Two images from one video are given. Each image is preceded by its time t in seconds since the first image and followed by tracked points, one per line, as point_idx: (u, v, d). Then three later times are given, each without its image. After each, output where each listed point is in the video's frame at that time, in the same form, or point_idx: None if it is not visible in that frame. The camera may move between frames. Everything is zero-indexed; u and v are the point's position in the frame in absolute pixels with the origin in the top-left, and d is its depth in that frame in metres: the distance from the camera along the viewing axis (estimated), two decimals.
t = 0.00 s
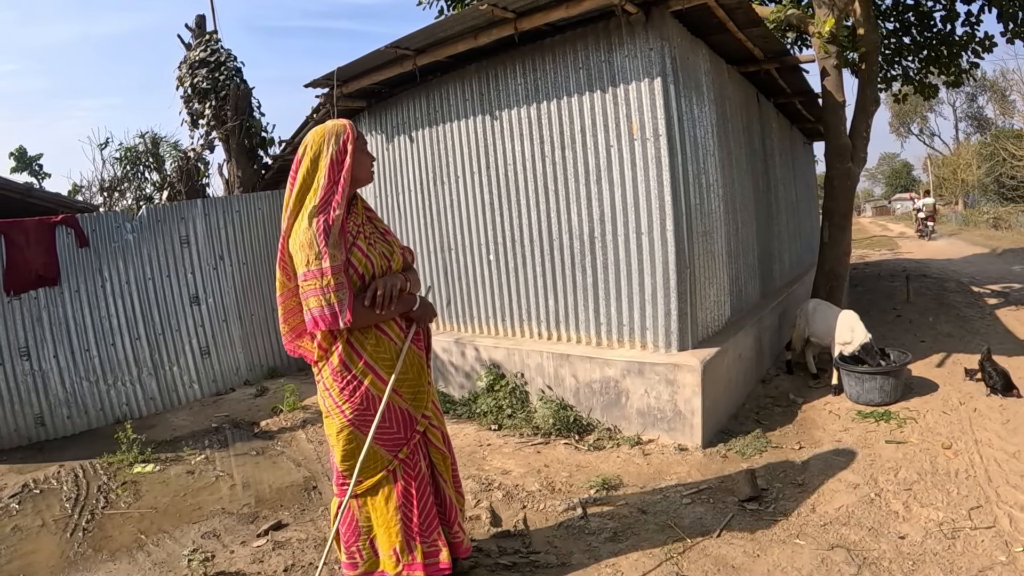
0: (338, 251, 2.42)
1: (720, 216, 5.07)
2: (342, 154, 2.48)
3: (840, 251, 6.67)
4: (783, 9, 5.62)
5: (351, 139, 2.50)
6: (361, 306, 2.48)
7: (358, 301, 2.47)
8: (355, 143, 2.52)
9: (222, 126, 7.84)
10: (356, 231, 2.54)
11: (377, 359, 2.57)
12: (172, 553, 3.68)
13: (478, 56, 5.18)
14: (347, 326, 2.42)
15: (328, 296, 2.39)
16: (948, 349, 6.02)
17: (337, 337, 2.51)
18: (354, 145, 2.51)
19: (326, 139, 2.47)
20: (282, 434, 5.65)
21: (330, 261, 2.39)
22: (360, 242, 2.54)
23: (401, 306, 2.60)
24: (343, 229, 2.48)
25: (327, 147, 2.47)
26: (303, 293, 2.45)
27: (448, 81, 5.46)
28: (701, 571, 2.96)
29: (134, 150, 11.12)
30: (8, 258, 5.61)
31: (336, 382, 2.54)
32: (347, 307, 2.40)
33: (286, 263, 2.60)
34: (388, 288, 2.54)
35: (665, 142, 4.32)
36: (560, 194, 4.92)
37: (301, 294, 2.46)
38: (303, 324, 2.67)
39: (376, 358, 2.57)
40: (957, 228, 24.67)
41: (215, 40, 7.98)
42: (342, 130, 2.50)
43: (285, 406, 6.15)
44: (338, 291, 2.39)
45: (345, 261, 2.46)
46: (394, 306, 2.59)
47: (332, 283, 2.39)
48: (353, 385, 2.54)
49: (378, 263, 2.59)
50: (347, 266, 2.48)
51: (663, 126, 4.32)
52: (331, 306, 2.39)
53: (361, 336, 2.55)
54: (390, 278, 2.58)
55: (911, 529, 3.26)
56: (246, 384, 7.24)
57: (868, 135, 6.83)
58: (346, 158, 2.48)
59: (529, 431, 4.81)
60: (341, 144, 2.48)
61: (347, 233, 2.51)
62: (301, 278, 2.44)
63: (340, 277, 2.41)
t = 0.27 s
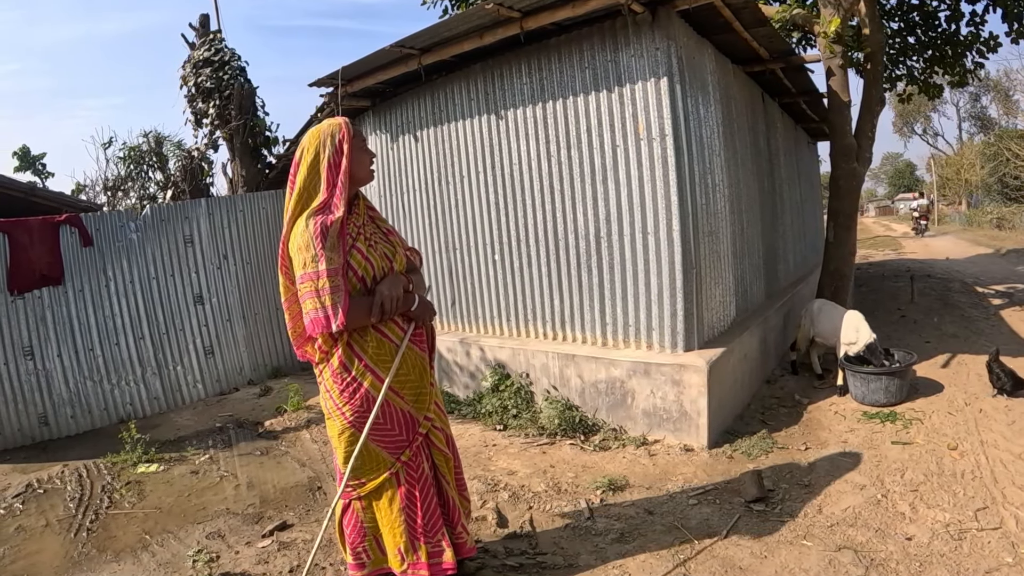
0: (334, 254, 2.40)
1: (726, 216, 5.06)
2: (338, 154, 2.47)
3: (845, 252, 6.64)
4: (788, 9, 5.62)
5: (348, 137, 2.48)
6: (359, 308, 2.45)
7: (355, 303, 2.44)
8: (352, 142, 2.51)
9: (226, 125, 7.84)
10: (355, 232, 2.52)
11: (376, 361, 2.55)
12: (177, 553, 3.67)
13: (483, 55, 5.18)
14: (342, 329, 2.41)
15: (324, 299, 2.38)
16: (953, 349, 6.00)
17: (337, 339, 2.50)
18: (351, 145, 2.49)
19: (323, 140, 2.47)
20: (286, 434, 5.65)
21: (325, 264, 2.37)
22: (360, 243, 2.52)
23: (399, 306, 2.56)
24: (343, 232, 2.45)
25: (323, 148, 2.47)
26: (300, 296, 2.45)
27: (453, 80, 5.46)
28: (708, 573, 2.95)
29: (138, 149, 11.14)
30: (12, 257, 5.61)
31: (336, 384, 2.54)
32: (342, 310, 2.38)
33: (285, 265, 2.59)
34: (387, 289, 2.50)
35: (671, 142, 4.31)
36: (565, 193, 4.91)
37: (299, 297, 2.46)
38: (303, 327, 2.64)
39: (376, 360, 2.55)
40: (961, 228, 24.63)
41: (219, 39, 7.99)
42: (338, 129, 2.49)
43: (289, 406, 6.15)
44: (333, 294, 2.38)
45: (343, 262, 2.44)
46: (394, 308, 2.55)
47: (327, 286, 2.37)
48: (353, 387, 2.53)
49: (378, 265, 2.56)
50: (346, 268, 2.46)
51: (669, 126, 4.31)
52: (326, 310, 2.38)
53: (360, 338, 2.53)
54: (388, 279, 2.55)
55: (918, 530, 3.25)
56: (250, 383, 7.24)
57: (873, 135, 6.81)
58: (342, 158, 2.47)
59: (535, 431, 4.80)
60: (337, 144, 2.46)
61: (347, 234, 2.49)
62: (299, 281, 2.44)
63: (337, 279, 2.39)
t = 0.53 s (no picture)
0: (326, 262, 2.41)
1: (730, 217, 5.06)
2: (322, 157, 2.47)
3: (849, 252, 6.63)
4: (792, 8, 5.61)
5: (330, 139, 2.47)
6: (351, 315, 2.44)
7: (347, 310, 2.43)
8: (336, 142, 2.48)
9: (229, 125, 7.84)
10: (351, 236, 2.50)
11: (369, 363, 2.51)
12: (180, 553, 3.67)
13: (487, 55, 5.17)
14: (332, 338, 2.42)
15: (314, 307, 2.41)
16: (957, 350, 5.99)
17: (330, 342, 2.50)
18: (335, 146, 2.48)
19: (308, 145, 2.49)
20: (289, 434, 5.65)
21: (315, 273, 2.39)
22: (354, 246, 2.49)
23: (395, 312, 2.50)
24: (335, 236, 2.44)
25: (309, 152, 2.49)
26: (293, 303, 2.48)
27: (456, 80, 5.45)
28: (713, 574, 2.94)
29: (141, 149, 11.15)
30: (15, 257, 5.62)
31: (329, 386, 2.54)
32: (331, 319, 2.39)
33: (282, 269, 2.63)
34: (381, 295, 2.46)
35: (676, 142, 4.31)
36: (570, 194, 4.90)
37: (292, 304, 2.49)
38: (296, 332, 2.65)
39: (368, 362, 2.51)
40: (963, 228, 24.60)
41: (222, 39, 7.99)
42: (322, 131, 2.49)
43: (292, 406, 6.15)
44: (323, 304, 2.39)
45: (336, 268, 2.43)
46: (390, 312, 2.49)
47: (317, 295, 2.40)
48: (343, 387, 2.51)
49: (374, 268, 2.53)
50: (340, 274, 2.45)
51: (673, 126, 4.30)
52: (315, 319, 2.41)
53: (352, 341, 2.50)
54: (387, 285, 2.51)
55: (922, 532, 3.24)
56: (252, 383, 7.24)
57: (877, 135, 6.80)
58: (325, 160, 2.47)
59: (538, 432, 4.79)
60: (320, 147, 2.47)
61: (341, 239, 2.47)
62: (292, 288, 2.48)
63: (327, 288, 2.40)
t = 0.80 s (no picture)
0: (314, 263, 2.40)
1: (732, 216, 5.06)
2: (311, 159, 2.49)
3: (851, 252, 6.62)
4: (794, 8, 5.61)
5: (318, 140, 2.49)
6: (337, 317, 2.42)
7: (332, 312, 2.42)
8: (324, 143, 2.49)
9: (231, 124, 7.85)
10: (341, 238, 2.48)
11: (356, 364, 2.49)
12: (181, 553, 3.67)
13: (489, 54, 5.18)
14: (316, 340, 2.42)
15: (300, 309, 2.41)
16: (958, 350, 5.98)
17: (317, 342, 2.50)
18: (322, 147, 2.48)
19: (300, 147, 2.54)
20: (291, 433, 5.66)
21: (302, 274, 2.39)
22: (343, 248, 2.47)
23: (381, 316, 2.47)
24: (324, 237, 2.44)
25: (302, 155, 2.53)
26: (281, 304, 2.49)
27: (458, 79, 5.45)
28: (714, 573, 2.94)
29: (143, 148, 11.16)
30: (17, 256, 5.63)
31: (317, 386, 2.54)
32: (316, 321, 2.39)
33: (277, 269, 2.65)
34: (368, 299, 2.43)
35: (677, 142, 4.31)
36: (571, 193, 4.90)
37: (280, 305, 2.51)
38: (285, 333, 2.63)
39: (356, 364, 2.49)
40: (965, 228, 24.57)
41: (224, 38, 8.00)
42: (311, 133, 2.51)
43: (293, 405, 6.16)
44: (308, 306, 2.39)
45: (323, 271, 2.42)
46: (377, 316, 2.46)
47: (303, 297, 2.40)
48: (330, 386, 2.51)
49: (364, 271, 2.51)
50: (327, 275, 2.44)
51: (675, 125, 4.30)
52: (301, 320, 2.41)
53: (338, 342, 2.49)
54: (376, 289, 2.50)
55: (923, 532, 3.23)
56: (254, 382, 7.25)
57: (879, 135, 6.79)
58: (313, 162, 2.48)
59: (539, 431, 4.79)
60: (308, 149, 2.49)
61: (330, 240, 2.46)
62: (281, 288, 2.49)
63: (313, 290, 2.40)
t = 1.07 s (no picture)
0: (311, 265, 2.39)
1: (733, 216, 5.06)
2: (297, 171, 2.52)
3: (853, 252, 6.61)
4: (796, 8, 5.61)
5: (300, 150, 2.52)
6: (334, 320, 2.42)
7: (329, 315, 2.41)
8: (307, 153, 2.51)
9: (233, 124, 7.85)
10: (339, 240, 2.48)
11: (350, 367, 2.49)
12: (182, 551, 3.68)
13: (490, 54, 5.18)
14: (313, 342, 2.41)
15: (297, 311, 2.39)
16: (960, 350, 5.97)
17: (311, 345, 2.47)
18: (304, 156, 2.51)
19: (288, 158, 2.59)
20: (292, 432, 5.67)
21: (300, 275, 2.37)
22: (341, 250, 2.47)
23: (379, 320, 2.48)
24: (321, 240, 2.44)
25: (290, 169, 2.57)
26: (277, 305, 2.46)
27: (459, 79, 5.45)
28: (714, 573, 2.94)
29: (145, 148, 11.17)
30: (20, 255, 5.66)
31: (309, 386, 2.53)
32: (314, 323, 2.37)
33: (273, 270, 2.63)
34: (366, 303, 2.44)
35: (678, 141, 4.31)
36: (572, 193, 4.90)
37: (275, 306, 2.47)
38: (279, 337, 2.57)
39: (349, 366, 2.49)
40: (968, 228, 24.53)
41: (226, 38, 8.01)
42: (295, 143, 2.55)
43: (295, 405, 6.17)
44: (305, 307, 2.38)
45: (320, 272, 2.42)
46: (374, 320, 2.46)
47: (300, 298, 2.38)
48: (322, 387, 2.50)
49: (361, 274, 2.51)
50: (324, 278, 2.44)
51: (676, 125, 4.30)
52: (298, 322, 2.39)
53: (333, 344, 2.48)
54: (373, 293, 2.51)
55: (924, 532, 3.23)
56: (256, 382, 7.25)
57: (881, 134, 6.78)
58: (299, 174, 2.52)
59: (540, 431, 4.80)
60: (293, 160, 2.54)
61: (328, 243, 2.46)
62: (277, 290, 2.45)
63: (311, 292, 2.39)
